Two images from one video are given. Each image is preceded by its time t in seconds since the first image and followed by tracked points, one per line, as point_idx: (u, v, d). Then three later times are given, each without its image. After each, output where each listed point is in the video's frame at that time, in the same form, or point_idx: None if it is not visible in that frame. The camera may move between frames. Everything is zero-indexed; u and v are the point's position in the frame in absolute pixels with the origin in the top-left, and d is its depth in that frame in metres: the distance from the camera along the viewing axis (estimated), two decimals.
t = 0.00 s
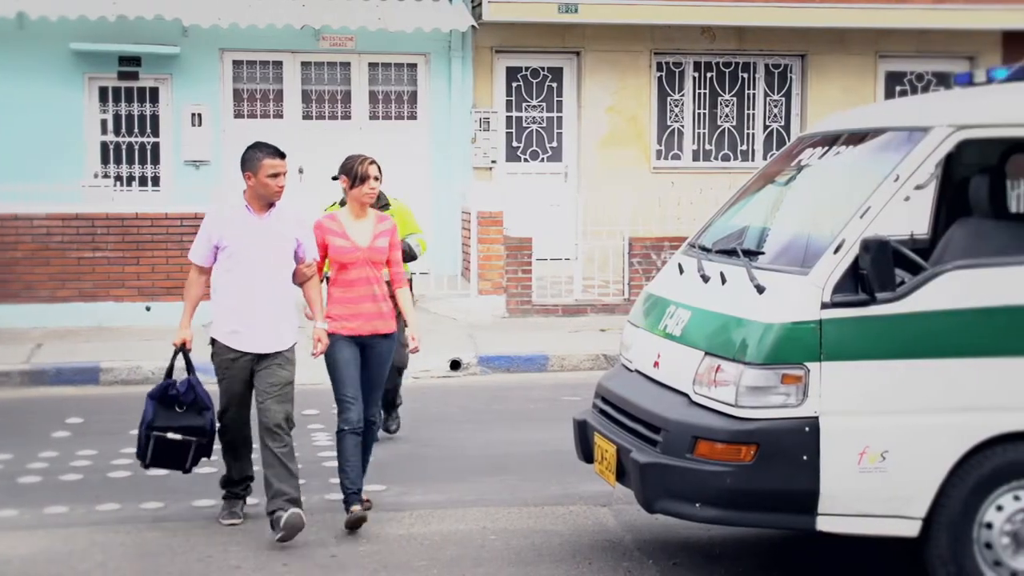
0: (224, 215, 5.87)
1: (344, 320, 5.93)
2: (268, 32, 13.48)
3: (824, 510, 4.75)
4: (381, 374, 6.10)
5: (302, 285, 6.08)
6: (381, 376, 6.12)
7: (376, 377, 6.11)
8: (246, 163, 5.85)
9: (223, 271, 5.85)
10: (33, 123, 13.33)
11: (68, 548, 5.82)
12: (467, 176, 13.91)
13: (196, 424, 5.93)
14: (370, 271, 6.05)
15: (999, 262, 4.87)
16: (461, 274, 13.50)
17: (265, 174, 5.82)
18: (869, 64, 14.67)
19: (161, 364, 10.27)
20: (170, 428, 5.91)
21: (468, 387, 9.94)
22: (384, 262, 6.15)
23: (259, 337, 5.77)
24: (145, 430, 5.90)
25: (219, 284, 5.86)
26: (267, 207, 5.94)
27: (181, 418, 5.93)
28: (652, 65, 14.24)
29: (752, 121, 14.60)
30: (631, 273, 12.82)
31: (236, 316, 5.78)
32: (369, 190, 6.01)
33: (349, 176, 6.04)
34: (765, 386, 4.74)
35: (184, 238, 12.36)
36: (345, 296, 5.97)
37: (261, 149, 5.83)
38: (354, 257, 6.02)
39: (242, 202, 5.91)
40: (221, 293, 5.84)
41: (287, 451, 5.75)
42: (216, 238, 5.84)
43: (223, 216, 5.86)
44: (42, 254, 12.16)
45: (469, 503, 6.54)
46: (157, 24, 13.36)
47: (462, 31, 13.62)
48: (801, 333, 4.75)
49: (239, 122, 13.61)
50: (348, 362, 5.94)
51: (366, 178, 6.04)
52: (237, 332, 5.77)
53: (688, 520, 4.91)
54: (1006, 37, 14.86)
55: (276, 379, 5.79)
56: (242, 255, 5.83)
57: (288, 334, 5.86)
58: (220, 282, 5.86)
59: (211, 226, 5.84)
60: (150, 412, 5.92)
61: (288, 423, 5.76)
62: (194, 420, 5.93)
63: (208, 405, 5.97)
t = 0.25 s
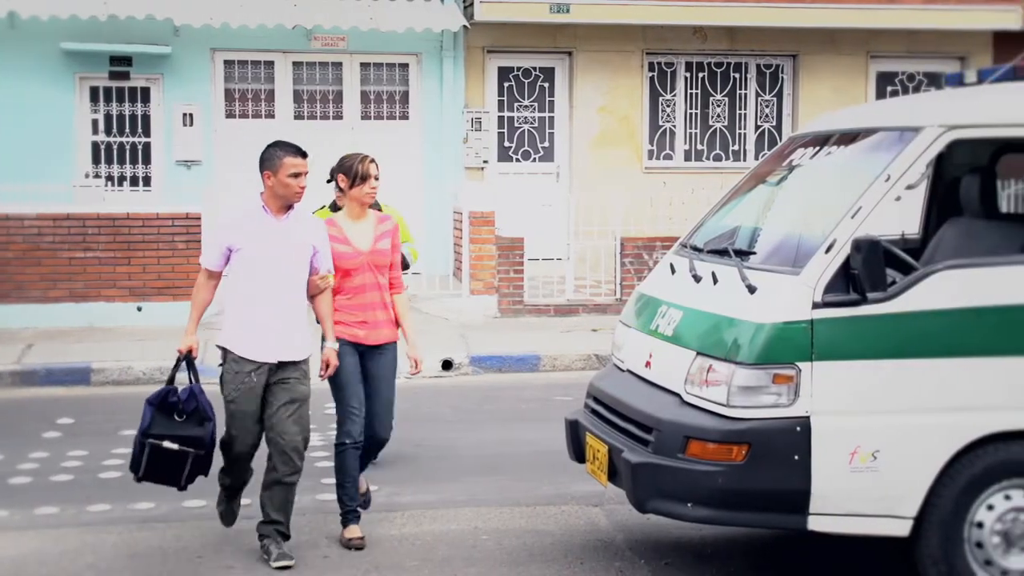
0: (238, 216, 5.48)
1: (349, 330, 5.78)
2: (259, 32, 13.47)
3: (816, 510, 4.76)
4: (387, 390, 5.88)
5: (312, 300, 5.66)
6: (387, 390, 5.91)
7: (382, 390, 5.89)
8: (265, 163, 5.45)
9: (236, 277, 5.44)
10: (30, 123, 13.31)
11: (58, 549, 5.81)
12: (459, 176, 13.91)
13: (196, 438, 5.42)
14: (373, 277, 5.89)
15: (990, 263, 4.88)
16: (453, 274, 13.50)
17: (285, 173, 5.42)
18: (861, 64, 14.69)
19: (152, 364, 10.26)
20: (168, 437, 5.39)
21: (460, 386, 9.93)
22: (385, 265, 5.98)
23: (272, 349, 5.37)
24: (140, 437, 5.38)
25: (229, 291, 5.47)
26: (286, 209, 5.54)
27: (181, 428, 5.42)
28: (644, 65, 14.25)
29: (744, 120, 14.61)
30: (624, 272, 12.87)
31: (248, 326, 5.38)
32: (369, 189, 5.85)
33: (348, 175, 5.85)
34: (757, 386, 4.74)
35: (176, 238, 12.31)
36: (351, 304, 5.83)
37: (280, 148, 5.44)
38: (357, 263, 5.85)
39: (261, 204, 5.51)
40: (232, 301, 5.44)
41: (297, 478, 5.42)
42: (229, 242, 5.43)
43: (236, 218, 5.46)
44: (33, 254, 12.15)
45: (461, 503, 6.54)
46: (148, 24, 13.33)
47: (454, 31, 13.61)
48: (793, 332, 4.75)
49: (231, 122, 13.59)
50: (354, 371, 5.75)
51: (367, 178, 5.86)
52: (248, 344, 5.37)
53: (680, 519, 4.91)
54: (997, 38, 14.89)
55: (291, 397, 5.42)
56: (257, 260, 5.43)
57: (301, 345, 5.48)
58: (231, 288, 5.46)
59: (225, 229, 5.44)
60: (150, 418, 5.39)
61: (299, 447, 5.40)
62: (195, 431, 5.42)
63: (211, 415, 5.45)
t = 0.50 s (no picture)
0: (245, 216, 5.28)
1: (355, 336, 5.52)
2: (248, 31, 13.45)
3: (805, 509, 4.76)
4: (401, 385, 5.50)
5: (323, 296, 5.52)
6: (405, 389, 5.52)
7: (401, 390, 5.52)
8: (275, 160, 5.31)
9: (244, 280, 5.27)
10: (17, 123, 13.27)
11: (46, 550, 5.80)
12: (449, 176, 13.91)
13: (213, 448, 5.12)
14: (381, 280, 5.62)
15: (978, 263, 4.89)
16: (443, 274, 13.50)
17: (299, 171, 5.28)
18: (850, 64, 14.70)
19: (141, 365, 10.24)
20: (188, 454, 5.08)
21: (450, 387, 9.93)
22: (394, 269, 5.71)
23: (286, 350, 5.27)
24: (157, 458, 5.05)
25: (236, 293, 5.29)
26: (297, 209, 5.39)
27: (197, 441, 5.11)
28: (634, 65, 14.26)
29: (733, 121, 14.63)
30: (614, 273, 12.91)
31: (260, 330, 5.23)
32: (379, 188, 5.58)
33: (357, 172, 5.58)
34: (746, 385, 4.75)
35: (165, 238, 12.27)
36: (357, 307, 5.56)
37: (295, 144, 5.30)
38: (365, 265, 5.59)
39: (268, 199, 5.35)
40: (240, 305, 5.28)
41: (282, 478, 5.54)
42: (239, 243, 5.24)
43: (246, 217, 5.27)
44: (22, 255, 12.14)
45: (451, 504, 6.54)
46: (137, 24, 13.29)
47: (444, 31, 13.60)
48: (782, 332, 4.76)
49: (220, 122, 13.56)
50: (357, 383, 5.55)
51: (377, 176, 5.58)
52: (260, 348, 5.22)
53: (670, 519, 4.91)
54: (985, 38, 14.92)
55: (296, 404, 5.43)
56: (269, 261, 5.27)
57: (312, 346, 5.38)
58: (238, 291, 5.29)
59: (232, 229, 5.25)
60: (163, 437, 5.06)
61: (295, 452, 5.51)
62: (212, 442, 5.13)
63: (228, 423, 5.17)
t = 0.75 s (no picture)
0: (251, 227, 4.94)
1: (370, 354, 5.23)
2: (234, 31, 13.39)
3: (790, 509, 4.77)
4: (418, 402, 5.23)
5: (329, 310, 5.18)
6: (424, 406, 5.26)
7: (419, 407, 5.24)
8: (283, 168, 4.90)
9: (252, 296, 4.91)
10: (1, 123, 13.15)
11: (30, 551, 5.78)
12: (435, 176, 13.89)
13: (240, 485, 4.69)
14: (399, 290, 5.28)
15: (961, 262, 4.91)
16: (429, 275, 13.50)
17: (307, 181, 4.88)
18: (836, 65, 14.73)
19: (127, 365, 10.20)
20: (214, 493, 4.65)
21: (437, 387, 9.92)
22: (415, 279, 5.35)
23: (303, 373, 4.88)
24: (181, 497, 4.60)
25: (244, 312, 4.93)
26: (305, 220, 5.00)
27: (222, 478, 4.68)
28: (620, 65, 14.27)
29: (719, 121, 14.65)
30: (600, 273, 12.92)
31: (271, 349, 4.85)
32: (404, 194, 5.28)
33: (380, 177, 5.28)
34: (731, 385, 4.75)
35: (150, 238, 12.29)
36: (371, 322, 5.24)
37: (304, 153, 4.89)
38: (383, 275, 5.24)
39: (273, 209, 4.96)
40: (249, 323, 4.91)
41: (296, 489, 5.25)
42: (246, 258, 4.88)
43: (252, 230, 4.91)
44: (6, 255, 12.10)
45: (437, 504, 6.53)
46: (123, 24, 13.21)
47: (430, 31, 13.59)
48: (767, 332, 4.77)
49: (205, 122, 13.49)
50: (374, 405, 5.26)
51: (401, 181, 5.28)
52: (271, 369, 4.84)
53: (656, 519, 4.91)
54: (969, 38, 14.98)
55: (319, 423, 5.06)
56: (279, 276, 4.90)
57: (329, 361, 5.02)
58: (246, 308, 4.92)
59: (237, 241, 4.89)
60: (186, 472, 4.61)
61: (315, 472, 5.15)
62: (238, 479, 4.70)
63: (252, 457, 4.74)
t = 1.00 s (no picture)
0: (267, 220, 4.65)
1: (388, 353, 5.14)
2: (218, 31, 13.32)
3: (773, 507, 4.78)
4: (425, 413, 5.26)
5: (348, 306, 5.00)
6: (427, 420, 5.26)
7: (423, 417, 5.27)
8: (311, 160, 4.62)
9: (270, 295, 4.63)
10: None
11: (11, 553, 5.75)
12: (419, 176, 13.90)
13: (281, 490, 4.31)
14: (419, 289, 5.22)
15: (943, 262, 4.93)
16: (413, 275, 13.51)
17: (331, 178, 4.60)
18: (819, 65, 14.77)
19: (108, 366, 10.16)
20: (252, 495, 4.25)
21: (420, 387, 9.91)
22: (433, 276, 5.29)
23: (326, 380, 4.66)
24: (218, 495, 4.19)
25: (260, 311, 4.65)
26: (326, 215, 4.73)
27: (262, 482, 4.29)
28: (604, 66, 14.28)
29: (702, 121, 14.69)
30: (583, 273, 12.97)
31: (289, 354, 4.61)
32: (424, 191, 5.20)
33: (399, 172, 5.17)
34: (714, 384, 4.76)
35: (132, 239, 12.37)
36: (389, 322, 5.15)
37: (336, 147, 4.60)
38: (403, 272, 5.16)
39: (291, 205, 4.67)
40: (265, 324, 4.64)
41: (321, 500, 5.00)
42: (266, 254, 4.59)
43: (270, 224, 4.62)
44: None
45: (420, 504, 6.52)
46: (105, 23, 13.08)
47: (414, 31, 13.57)
48: (750, 332, 4.77)
49: (188, 122, 13.42)
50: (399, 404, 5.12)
51: (422, 177, 5.20)
52: (290, 375, 4.61)
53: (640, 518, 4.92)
54: (951, 39, 15.06)
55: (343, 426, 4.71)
56: (299, 274, 4.63)
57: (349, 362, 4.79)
58: (261, 307, 4.65)
59: (253, 237, 4.59)
60: (229, 476, 4.20)
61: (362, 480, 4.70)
62: (276, 485, 4.31)
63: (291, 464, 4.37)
